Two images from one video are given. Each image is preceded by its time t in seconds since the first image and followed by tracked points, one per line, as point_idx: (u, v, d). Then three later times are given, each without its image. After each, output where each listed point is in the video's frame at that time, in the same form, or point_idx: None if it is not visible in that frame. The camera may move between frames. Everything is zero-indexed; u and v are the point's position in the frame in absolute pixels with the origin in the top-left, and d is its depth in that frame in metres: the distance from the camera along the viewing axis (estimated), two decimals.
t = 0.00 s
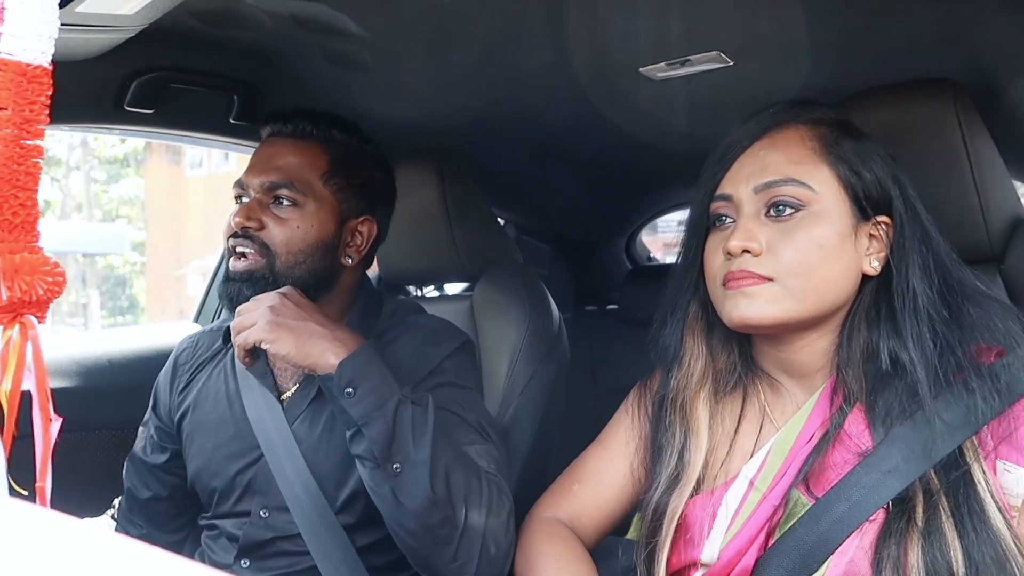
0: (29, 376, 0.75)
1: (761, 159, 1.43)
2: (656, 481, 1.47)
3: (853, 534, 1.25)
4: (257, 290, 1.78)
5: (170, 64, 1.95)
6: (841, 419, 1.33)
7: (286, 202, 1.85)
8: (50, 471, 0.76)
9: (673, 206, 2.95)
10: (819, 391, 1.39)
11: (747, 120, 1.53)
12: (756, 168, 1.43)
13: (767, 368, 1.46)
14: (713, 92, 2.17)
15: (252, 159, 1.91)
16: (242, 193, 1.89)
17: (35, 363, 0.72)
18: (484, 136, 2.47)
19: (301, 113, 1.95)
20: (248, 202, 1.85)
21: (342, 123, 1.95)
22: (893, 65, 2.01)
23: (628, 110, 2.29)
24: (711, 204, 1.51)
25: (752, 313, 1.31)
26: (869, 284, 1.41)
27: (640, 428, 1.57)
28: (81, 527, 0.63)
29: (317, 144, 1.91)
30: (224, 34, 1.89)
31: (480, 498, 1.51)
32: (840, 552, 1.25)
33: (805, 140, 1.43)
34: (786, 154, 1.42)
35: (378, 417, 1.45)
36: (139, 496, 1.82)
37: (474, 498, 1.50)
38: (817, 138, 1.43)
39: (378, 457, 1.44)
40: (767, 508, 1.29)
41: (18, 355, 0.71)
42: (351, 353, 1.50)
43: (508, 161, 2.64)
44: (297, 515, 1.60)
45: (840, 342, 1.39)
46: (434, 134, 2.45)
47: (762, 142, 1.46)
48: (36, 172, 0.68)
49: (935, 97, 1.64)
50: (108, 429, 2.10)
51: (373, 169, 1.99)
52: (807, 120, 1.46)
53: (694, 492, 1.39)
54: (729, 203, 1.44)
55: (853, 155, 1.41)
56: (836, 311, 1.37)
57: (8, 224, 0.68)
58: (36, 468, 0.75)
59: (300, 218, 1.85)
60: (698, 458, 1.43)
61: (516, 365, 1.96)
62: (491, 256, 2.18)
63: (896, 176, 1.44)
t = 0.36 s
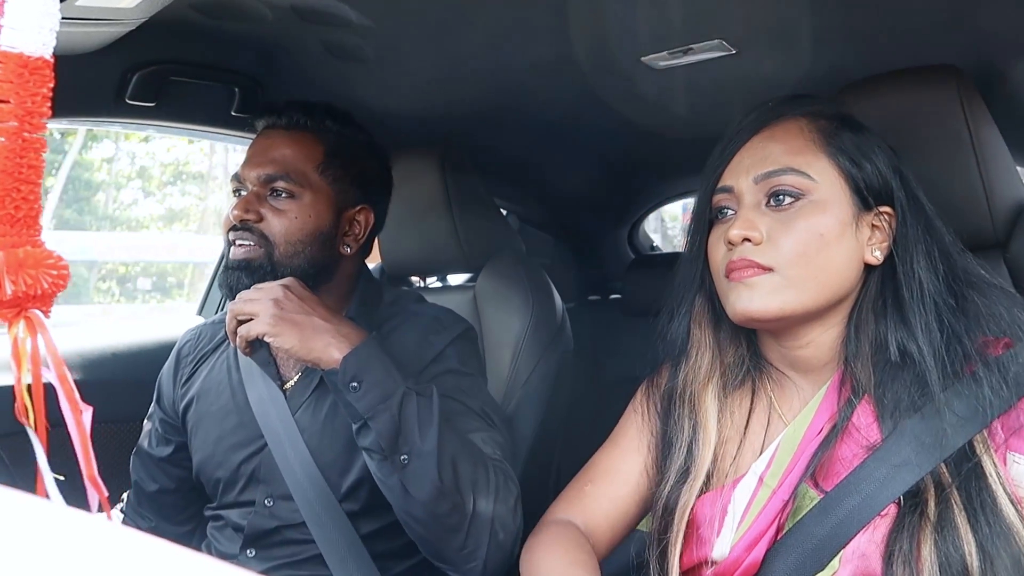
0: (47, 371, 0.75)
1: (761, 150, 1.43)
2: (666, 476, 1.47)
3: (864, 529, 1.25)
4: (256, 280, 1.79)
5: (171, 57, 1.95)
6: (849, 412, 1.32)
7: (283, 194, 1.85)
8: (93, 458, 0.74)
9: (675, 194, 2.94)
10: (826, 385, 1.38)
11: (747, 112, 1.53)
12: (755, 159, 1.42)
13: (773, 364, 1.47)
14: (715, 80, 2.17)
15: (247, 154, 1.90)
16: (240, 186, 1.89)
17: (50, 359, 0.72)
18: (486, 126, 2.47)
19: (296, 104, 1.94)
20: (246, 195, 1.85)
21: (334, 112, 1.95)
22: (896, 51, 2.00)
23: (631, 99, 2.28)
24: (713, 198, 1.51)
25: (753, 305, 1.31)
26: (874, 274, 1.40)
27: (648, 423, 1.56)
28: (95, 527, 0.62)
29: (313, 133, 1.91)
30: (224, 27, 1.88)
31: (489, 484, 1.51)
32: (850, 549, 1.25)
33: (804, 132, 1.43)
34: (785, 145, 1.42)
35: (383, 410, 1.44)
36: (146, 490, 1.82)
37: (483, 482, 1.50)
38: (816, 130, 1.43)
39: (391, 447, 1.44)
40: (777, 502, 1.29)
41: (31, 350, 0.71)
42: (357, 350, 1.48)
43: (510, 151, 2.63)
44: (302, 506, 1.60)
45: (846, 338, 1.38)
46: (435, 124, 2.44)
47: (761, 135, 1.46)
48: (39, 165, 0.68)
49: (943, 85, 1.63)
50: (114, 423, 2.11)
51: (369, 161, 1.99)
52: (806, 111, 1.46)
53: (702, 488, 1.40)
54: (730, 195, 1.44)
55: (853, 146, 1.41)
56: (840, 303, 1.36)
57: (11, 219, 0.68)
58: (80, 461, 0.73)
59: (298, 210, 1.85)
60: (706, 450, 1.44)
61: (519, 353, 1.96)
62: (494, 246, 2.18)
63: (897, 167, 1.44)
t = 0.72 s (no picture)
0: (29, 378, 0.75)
1: (757, 156, 1.43)
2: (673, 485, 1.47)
3: (864, 538, 1.24)
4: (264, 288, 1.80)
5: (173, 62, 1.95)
6: (850, 418, 1.32)
7: (292, 201, 1.85)
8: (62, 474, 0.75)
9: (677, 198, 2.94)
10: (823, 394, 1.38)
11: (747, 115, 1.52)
12: (751, 165, 1.42)
13: (778, 373, 1.46)
14: (717, 84, 2.17)
15: (252, 158, 1.90)
16: (245, 192, 1.89)
17: (36, 366, 0.72)
18: (489, 131, 2.47)
19: (301, 109, 1.95)
20: (252, 200, 1.84)
21: (340, 118, 1.95)
22: (899, 55, 2.00)
23: (633, 103, 2.28)
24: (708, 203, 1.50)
25: (750, 313, 1.30)
26: (872, 279, 1.40)
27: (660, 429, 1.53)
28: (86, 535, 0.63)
29: (320, 140, 1.91)
30: (228, 32, 1.88)
31: (489, 493, 1.51)
32: (855, 557, 1.24)
33: (801, 136, 1.43)
34: (781, 150, 1.42)
35: (382, 422, 1.43)
36: (147, 494, 1.82)
37: (483, 491, 1.50)
38: (812, 134, 1.42)
39: (389, 460, 1.42)
40: (777, 509, 1.28)
41: (18, 359, 0.71)
42: (356, 361, 1.46)
43: (512, 156, 2.63)
44: (305, 513, 1.60)
45: (844, 344, 1.38)
46: (437, 129, 2.44)
47: (757, 140, 1.46)
48: (37, 171, 0.68)
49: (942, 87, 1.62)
50: (116, 428, 2.11)
51: (373, 165, 2.00)
52: (801, 115, 1.46)
53: (707, 498, 1.39)
54: (726, 201, 1.44)
55: (850, 150, 1.40)
56: (838, 309, 1.36)
57: (7, 224, 0.67)
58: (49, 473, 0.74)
59: (306, 216, 1.85)
60: (713, 458, 1.43)
61: (524, 358, 1.96)
62: (496, 250, 2.18)
63: (895, 169, 1.43)
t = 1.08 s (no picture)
0: (58, 379, 0.78)
1: (759, 162, 1.43)
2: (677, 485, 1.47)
3: (874, 540, 1.24)
4: (259, 289, 1.80)
5: (176, 67, 1.96)
6: (856, 421, 1.33)
7: (288, 204, 1.85)
8: (91, 472, 0.79)
9: (679, 203, 2.94)
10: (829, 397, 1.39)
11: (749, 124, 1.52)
12: (753, 172, 1.43)
13: (783, 373, 1.47)
14: (720, 90, 2.17)
15: (252, 163, 1.91)
16: (244, 196, 1.90)
17: (62, 368, 0.74)
18: (491, 136, 2.48)
19: (300, 115, 1.97)
20: (250, 204, 1.86)
21: (341, 124, 1.97)
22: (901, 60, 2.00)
23: (636, 108, 2.29)
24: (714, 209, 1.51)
25: (752, 317, 1.31)
26: (876, 282, 1.40)
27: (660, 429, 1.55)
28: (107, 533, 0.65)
29: (319, 144, 1.92)
30: (230, 38, 1.89)
31: (476, 500, 1.50)
32: (868, 559, 1.24)
33: (802, 142, 1.43)
34: (782, 156, 1.42)
35: (368, 428, 1.42)
36: (151, 496, 1.82)
37: (469, 498, 1.49)
38: (814, 140, 1.43)
39: (373, 467, 1.41)
40: (782, 508, 1.29)
41: (44, 360, 0.74)
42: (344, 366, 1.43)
43: (515, 161, 2.64)
44: (306, 518, 1.60)
45: (851, 347, 1.38)
46: (440, 134, 2.44)
47: (760, 146, 1.46)
48: (53, 177, 0.69)
49: (949, 95, 1.63)
50: (119, 432, 2.11)
51: (375, 170, 2.01)
52: (805, 121, 1.46)
53: (712, 496, 1.39)
54: (730, 207, 1.44)
55: (853, 156, 1.41)
56: (842, 313, 1.36)
57: (27, 230, 0.69)
58: (79, 472, 0.78)
59: (302, 220, 1.85)
60: (718, 456, 1.43)
61: (526, 362, 1.96)
62: (499, 255, 2.18)
63: (899, 174, 1.43)
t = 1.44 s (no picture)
0: (63, 377, 0.77)
1: (782, 160, 1.43)
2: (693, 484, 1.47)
3: (892, 546, 1.22)
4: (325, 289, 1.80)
5: (184, 66, 1.95)
6: (879, 424, 1.31)
7: (337, 203, 1.86)
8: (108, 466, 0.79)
9: (686, 203, 2.92)
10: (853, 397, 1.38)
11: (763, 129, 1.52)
12: (776, 170, 1.42)
13: (803, 376, 1.45)
14: (730, 89, 2.16)
15: (281, 163, 1.90)
16: (277, 197, 1.88)
17: (65, 366, 0.73)
18: (498, 136, 2.47)
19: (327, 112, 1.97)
20: (298, 206, 1.84)
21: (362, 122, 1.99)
22: (911, 60, 1.99)
23: (644, 108, 2.28)
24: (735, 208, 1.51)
25: (773, 314, 1.30)
26: (900, 284, 1.39)
27: (676, 429, 1.54)
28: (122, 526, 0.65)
29: (350, 143, 1.93)
30: (237, 37, 1.88)
31: (492, 502, 1.49)
32: (890, 565, 1.22)
33: (826, 141, 1.42)
34: (805, 154, 1.41)
35: (390, 426, 1.39)
36: (165, 493, 1.81)
37: (484, 498, 1.48)
38: (838, 139, 1.42)
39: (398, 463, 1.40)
40: (799, 511, 1.28)
41: (46, 360, 0.72)
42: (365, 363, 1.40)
43: (522, 161, 2.63)
44: (320, 515, 1.60)
45: (874, 349, 1.37)
46: (447, 133, 2.44)
47: (782, 145, 1.45)
48: (58, 174, 0.68)
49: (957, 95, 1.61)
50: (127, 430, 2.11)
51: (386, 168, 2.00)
52: (831, 120, 1.45)
53: (728, 496, 1.39)
54: (751, 205, 1.44)
55: (877, 156, 1.40)
56: (865, 315, 1.35)
57: (28, 227, 0.68)
58: (96, 469, 0.78)
59: (352, 219, 1.87)
60: (735, 457, 1.43)
61: (533, 362, 1.95)
62: (506, 255, 2.17)
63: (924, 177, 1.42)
